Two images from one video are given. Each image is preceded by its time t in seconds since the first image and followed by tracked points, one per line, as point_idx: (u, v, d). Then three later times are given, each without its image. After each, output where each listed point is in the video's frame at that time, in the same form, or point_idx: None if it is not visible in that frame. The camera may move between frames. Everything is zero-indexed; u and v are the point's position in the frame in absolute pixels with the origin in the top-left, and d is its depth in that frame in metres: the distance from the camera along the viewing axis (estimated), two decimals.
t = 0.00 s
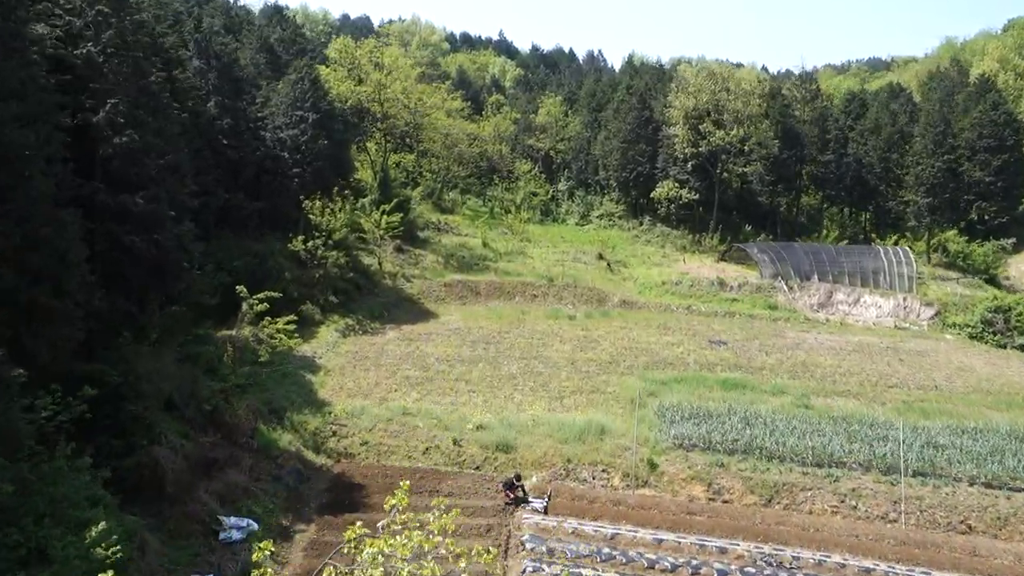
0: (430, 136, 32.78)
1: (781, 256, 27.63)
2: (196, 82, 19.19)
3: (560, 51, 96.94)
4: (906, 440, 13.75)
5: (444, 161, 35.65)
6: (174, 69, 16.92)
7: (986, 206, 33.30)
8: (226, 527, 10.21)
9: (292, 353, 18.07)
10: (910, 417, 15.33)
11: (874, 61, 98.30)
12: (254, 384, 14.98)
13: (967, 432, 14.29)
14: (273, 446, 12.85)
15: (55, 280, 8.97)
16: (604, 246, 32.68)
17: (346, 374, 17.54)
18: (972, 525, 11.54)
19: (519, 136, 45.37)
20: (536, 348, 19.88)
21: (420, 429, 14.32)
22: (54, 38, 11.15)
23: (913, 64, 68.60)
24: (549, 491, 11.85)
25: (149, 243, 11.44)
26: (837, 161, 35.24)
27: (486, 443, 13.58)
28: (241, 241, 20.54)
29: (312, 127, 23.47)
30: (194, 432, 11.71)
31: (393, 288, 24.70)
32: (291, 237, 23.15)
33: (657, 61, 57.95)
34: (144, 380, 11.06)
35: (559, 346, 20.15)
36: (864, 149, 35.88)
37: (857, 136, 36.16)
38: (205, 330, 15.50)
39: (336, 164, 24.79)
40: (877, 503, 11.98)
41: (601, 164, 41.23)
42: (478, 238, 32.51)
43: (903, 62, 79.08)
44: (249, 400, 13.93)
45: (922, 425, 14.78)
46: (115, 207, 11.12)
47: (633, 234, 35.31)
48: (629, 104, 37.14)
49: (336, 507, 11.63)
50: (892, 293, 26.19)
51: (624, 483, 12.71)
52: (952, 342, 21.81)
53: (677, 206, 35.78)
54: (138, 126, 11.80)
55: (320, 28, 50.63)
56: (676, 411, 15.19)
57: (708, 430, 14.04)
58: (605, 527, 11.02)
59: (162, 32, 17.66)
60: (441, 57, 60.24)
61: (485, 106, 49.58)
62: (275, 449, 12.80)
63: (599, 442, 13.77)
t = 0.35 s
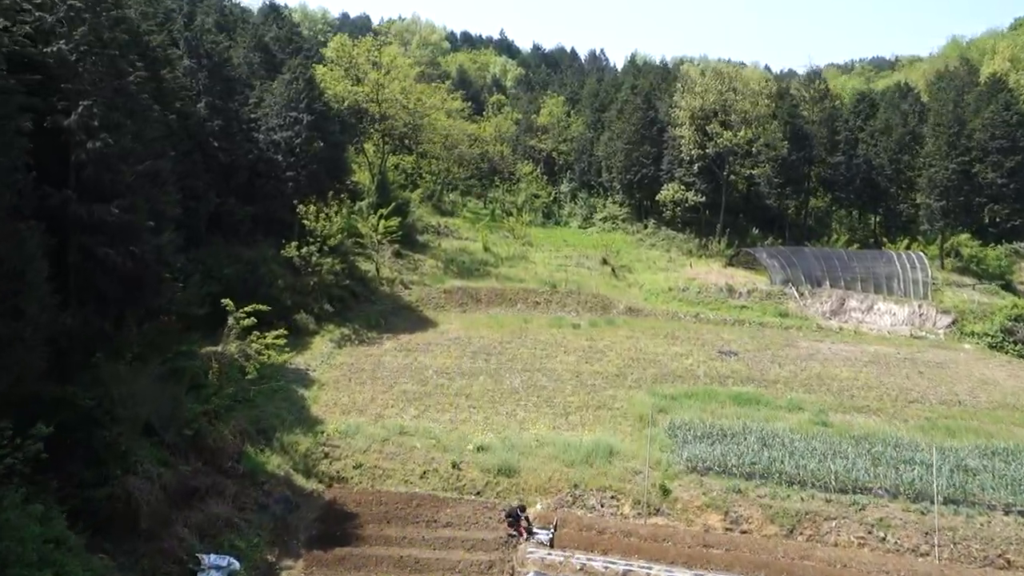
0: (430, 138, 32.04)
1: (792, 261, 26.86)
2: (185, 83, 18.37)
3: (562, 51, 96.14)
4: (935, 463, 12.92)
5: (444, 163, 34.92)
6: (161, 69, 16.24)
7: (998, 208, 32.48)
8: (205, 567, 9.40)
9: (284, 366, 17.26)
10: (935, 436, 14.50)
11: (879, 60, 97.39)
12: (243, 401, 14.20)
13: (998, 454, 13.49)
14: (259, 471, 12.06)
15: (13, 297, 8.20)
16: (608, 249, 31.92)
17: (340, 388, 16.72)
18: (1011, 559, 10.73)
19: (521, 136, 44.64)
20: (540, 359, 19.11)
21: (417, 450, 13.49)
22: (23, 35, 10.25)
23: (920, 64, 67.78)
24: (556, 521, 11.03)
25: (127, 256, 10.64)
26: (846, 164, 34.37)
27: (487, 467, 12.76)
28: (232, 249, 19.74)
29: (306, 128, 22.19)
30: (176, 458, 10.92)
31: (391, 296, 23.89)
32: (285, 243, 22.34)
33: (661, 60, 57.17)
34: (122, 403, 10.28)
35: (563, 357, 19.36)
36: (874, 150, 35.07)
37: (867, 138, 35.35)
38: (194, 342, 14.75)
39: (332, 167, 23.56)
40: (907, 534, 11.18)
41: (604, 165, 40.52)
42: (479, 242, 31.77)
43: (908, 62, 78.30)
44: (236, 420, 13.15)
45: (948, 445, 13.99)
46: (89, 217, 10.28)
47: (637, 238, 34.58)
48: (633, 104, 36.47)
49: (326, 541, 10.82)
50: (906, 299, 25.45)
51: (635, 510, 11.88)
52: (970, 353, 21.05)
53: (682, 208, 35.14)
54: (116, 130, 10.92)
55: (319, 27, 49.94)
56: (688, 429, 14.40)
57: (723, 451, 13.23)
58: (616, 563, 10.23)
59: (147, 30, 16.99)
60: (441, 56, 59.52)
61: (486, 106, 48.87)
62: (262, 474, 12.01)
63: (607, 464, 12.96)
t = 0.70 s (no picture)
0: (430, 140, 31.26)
1: (802, 266, 26.16)
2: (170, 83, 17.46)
3: (564, 50, 95.26)
4: (967, 490, 12.05)
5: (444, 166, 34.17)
6: (142, 70, 15.74)
7: (1010, 210, 31.44)
8: None
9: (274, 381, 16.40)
10: (962, 458, 13.66)
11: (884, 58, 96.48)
12: (229, 420, 13.39)
13: None
14: (243, 500, 11.21)
15: None
16: (612, 254, 31.10)
17: (333, 404, 15.81)
18: None
19: (523, 137, 43.82)
20: (543, 372, 18.28)
21: (413, 475, 12.63)
22: None
23: (927, 63, 66.88)
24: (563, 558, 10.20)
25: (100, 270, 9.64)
26: (857, 166, 33.69)
27: (488, 494, 11.91)
28: (221, 256, 18.86)
29: (300, 131, 21.13)
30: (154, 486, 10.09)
31: (389, 303, 23.02)
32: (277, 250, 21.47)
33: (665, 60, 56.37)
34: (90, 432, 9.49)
35: (568, 370, 18.51)
36: (885, 152, 34.21)
37: (877, 139, 34.50)
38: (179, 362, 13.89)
39: (326, 170, 22.21)
40: (943, 571, 10.33)
41: (608, 167, 39.72)
42: (479, 247, 30.95)
43: (914, 61, 77.40)
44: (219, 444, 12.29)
45: (978, 467, 13.16)
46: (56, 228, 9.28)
47: (642, 242, 33.82)
48: (638, 105, 35.90)
49: None
50: (921, 307, 24.62)
51: (647, 543, 11.02)
52: (991, 363, 20.23)
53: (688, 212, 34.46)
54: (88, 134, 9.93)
55: (318, 26, 49.19)
56: (702, 451, 13.57)
57: (741, 477, 12.37)
58: None
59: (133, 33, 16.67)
60: (442, 56, 58.69)
61: (487, 107, 48.06)
62: (245, 503, 11.15)
63: (617, 491, 12.12)
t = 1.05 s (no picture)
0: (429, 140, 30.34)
1: (813, 272, 25.42)
2: (153, 83, 16.49)
3: (566, 50, 94.57)
4: (1004, 522, 11.18)
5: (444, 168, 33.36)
6: (126, 69, 14.93)
7: None
8: None
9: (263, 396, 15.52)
10: (995, 484, 12.79)
11: (888, 59, 95.85)
12: (212, 443, 12.51)
13: None
14: (223, 535, 10.30)
15: None
16: (617, 259, 30.26)
17: (324, 422, 14.92)
18: None
19: (524, 138, 43.01)
20: (547, 386, 17.44)
21: (408, 503, 11.73)
22: None
23: (934, 62, 66.11)
24: None
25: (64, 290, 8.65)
26: (869, 169, 32.98)
27: (488, 526, 11.04)
28: (208, 266, 17.95)
29: (292, 133, 20.23)
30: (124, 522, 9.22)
31: (386, 312, 22.15)
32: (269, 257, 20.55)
33: (669, 60, 55.61)
34: (50, 466, 8.66)
35: (573, 384, 17.65)
36: (896, 154, 33.34)
37: (888, 140, 33.62)
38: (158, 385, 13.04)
39: (319, 173, 21.17)
40: None
41: (612, 169, 38.91)
42: (480, 252, 30.12)
43: (920, 60, 76.68)
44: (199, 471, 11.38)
45: (1013, 494, 12.29)
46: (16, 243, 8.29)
47: (647, 246, 33.00)
48: (643, 106, 35.21)
49: None
50: (938, 315, 23.77)
51: None
52: (1014, 376, 19.35)
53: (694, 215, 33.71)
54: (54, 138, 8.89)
55: (316, 25, 48.43)
56: (716, 476, 12.71)
57: (759, 507, 11.51)
58: None
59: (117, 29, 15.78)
60: (442, 55, 57.92)
61: (488, 107, 47.28)
62: (225, 539, 10.23)
63: (626, 522, 11.27)
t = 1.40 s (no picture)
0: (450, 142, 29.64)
1: (850, 278, 24.32)
2: (162, 86, 15.85)
3: (588, 50, 93.69)
4: None
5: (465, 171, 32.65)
6: (132, 73, 14.37)
7: None
8: None
9: (275, 413, 14.75)
10: None
11: (919, 57, 93.72)
12: (217, 467, 11.69)
13: None
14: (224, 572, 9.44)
15: None
16: (643, 264, 29.32)
17: (338, 440, 14.11)
18: None
19: (546, 139, 42.22)
20: (573, 402, 16.59)
21: (424, 535, 10.85)
22: None
23: (969, 60, 64.31)
24: None
25: (53, 312, 7.86)
26: (906, 171, 31.81)
27: (511, 563, 10.15)
28: (219, 274, 17.27)
29: (306, 137, 19.59)
30: (116, 560, 8.41)
31: (404, 321, 21.40)
32: (283, 265, 19.89)
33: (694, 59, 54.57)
34: (36, 501, 7.83)
35: (599, 400, 16.77)
36: (935, 155, 31.98)
37: (927, 140, 32.27)
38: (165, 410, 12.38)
39: (335, 178, 20.45)
40: None
41: (637, 171, 38.02)
42: (502, 257, 29.33)
43: (953, 58, 74.69)
44: (201, 500, 10.55)
45: None
46: None
47: (674, 251, 32.03)
48: (670, 106, 34.64)
49: None
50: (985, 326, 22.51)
51: None
52: None
53: (723, 219, 32.75)
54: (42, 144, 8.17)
55: (336, 28, 48.15)
56: (758, 507, 11.77)
57: (807, 544, 10.55)
58: None
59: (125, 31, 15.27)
60: (463, 56, 57.42)
61: (509, 108, 46.56)
62: None
63: (661, 560, 10.36)
